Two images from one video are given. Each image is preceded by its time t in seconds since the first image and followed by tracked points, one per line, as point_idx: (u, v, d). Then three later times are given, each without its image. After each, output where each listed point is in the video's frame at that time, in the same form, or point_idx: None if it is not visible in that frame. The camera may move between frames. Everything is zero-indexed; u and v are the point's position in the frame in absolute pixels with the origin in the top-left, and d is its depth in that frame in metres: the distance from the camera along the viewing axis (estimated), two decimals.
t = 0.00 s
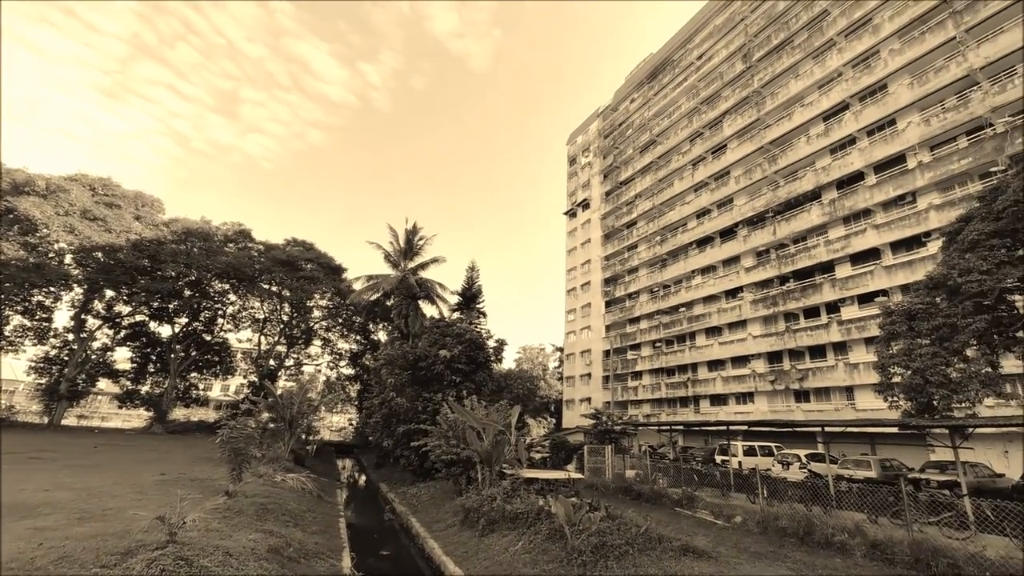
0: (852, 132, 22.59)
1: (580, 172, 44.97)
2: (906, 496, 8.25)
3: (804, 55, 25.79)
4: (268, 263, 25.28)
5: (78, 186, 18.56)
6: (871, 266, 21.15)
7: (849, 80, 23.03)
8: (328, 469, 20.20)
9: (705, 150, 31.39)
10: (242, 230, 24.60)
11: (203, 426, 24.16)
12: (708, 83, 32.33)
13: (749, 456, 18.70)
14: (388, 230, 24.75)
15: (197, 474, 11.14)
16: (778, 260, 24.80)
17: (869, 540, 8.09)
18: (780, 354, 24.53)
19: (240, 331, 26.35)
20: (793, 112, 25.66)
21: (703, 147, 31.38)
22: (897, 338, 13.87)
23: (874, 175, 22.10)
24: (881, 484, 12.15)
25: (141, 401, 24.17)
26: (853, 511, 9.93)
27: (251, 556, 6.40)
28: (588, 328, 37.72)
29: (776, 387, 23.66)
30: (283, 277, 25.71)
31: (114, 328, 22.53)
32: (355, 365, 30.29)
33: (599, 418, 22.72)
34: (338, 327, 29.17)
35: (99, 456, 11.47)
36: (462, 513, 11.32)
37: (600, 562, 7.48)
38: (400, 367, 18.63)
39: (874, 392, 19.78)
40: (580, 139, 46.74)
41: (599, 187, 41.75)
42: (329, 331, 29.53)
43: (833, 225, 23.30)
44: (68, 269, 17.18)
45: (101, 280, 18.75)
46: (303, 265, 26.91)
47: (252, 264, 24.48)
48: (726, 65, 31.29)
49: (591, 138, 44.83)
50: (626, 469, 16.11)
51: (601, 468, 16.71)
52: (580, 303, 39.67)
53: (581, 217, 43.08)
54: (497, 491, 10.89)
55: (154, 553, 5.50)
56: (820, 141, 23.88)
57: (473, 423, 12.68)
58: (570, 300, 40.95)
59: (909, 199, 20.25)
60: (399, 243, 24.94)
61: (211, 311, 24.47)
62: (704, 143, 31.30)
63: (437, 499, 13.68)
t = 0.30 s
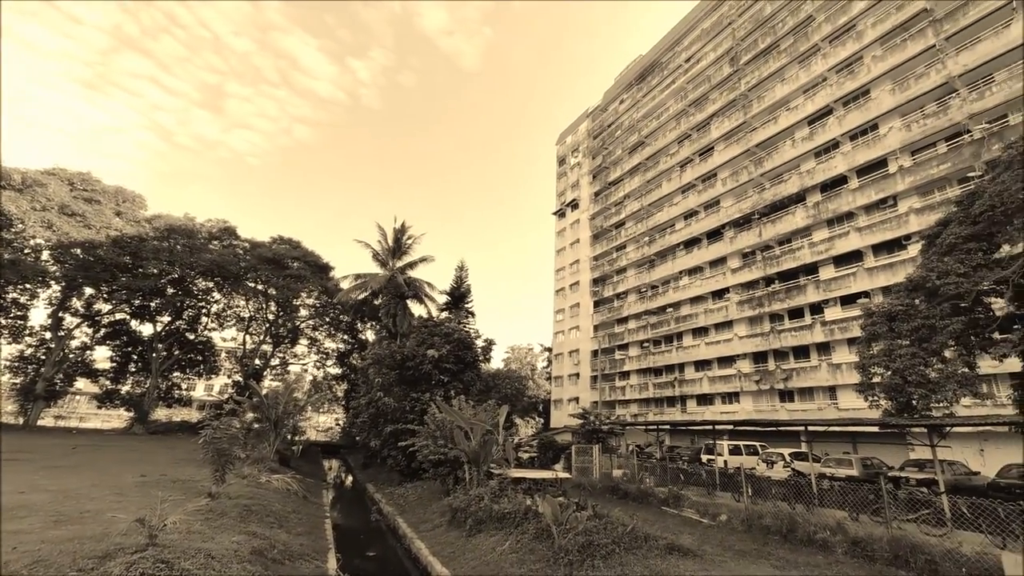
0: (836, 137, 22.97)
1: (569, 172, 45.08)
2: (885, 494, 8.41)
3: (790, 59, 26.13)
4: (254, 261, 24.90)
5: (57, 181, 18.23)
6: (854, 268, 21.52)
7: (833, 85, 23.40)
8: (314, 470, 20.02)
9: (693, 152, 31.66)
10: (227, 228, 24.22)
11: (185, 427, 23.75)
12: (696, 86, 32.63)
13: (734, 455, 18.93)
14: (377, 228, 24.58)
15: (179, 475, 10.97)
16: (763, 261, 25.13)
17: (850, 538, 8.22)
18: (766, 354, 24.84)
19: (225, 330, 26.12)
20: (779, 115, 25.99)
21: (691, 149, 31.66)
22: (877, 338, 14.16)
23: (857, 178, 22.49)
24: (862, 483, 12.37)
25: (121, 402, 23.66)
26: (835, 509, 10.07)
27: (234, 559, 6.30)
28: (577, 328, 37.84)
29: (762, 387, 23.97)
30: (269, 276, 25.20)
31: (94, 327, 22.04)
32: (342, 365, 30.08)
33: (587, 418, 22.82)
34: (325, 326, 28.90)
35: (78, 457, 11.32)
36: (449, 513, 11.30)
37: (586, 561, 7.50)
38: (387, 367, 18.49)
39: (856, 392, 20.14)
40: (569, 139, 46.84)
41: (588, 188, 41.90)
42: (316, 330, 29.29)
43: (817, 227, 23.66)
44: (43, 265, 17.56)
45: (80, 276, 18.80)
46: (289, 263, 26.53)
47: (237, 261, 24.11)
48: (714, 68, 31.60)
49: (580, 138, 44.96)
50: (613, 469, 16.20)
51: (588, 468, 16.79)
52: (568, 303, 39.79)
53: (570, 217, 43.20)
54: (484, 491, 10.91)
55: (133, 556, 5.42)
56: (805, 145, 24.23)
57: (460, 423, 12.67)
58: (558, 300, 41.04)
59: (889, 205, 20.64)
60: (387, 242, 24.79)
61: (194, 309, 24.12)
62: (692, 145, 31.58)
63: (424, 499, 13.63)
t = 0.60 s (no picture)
0: (816, 142, 23.45)
1: (556, 173, 45.24)
2: (861, 492, 8.58)
3: (772, 65, 26.59)
4: (236, 260, 24.48)
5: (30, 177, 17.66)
6: (833, 271, 21.96)
7: (814, 92, 23.90)
8: (296, 472, 19.76)
9: (678, 155, 32.02)
10: (208, 226, 23.75)
11: (162, 429, 23.26)
12: (681, 90, 33.02)
13: (716, 455, 19.17)
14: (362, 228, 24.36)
15: (156, 479, 10.75)
16: (746, 263, 25.52)
17: (827, 534, 8.39)
18: (748, 355, 25.20)
19: (205, 330, 25.65)
20: (762, 120, 26.43)
21: (676, 152, 32.01)
22: (855, 339, 14.46)
23: (837, 183, 22.98)
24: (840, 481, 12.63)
25: (95, 403, 23.11)
26: (813, 507, 10.26)
27: (212, 563, 6.20)
28: (562, 329, 37.97)
29: (744, 387, 24.31)
30: (251, 275, 24.76)
31: (66, 327, 21.40)
32: (325, 366, 29.76)
33: (572, 418, 22.90)
34: (309, 326, 28.55)
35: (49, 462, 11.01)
36: (434, 514, 11.25)
37: (569, 560, 7.53)
38: (371, 367, 18.30)
39: (835, 392, 20.55)
40: (556, 141, 47.04)
41: (575, 189, 42.09)
42: (299, 331, 28.95)
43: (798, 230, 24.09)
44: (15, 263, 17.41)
45: (52, 276, 18.45)
46: (272, 263, 26.17)
47: (218, 260, 23.70)
48: (699, 73, 32.02)
49: (567, 140, 45.17)
50: (598, 469, 16.30)
51: (573, 468, 16.86)
52: (554, 304, 39.88)
53: (556, 219, 43.34)
54: (469, 491, 10.90)
55: (106, 562, 5.31)
56: (786, 149, 24.69)
57: (445, 423, 12.64)
58: (544, 301, 41.13)
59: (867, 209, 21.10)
60: (373, 242, 24.59)
61: (173, 309, 23.65)
62: (677, 148, 31.95)
63: (408, 500, 13.56)
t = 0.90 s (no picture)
0: (798, 145, 23.85)
1: (543, 173, 45.31)
2: (839, 489, 8.74)
3: (756, 70, 26.98)
4: (217, 258, 24.03)
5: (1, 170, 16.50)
6: (814, 272, 22.37)
7: (796, 96, 24.31)
8: (279, 473, 19.52)
9: (664, 157, 32.31)
10: (188, 223, 23.25)
11: (140, 430, 22.69)
12: (667, 92, 33.31)
13: (700, 453, 19.39)
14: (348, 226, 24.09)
15: (132, 481, 10.51)
16: (729, 264, 25.87)
17: (806, 530, 8.54)
18: (731, 355, 25.52)
19: (185, 329, 25.15)
20: (746, 123, 26.78)
21: (662, 154, 32.29)
22: (834, 340, 14.73)
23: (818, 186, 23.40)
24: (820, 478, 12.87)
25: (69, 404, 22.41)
26: (792, 504, 10.41)
27: (191, 567, 6.09)
28: (549, 329, 38.06)
29: (727, 387, 24.63)
30: (233, 273, 24.33)
31: (39, 325, 20.84)
32: (310, 365, 29.44)
33: (558, 418, 22.95)
34: (292, 325, 28.23)
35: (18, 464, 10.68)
36: (418, 515, 11.18)
37: (554, 559, 7.56)
38: (356, 367, 18.13)
39: (815, 391, 20.94)
40: (544, 141, 47.12)
41: (562, 189, 42.21)
42: (283, 330, 28.60)
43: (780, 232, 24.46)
44: None
45: (24, 272, 17.89)
46: (254, 261, 25.79)
47: (199, 258, 23.24)
48: (685, 75, 32.33)
49: (554, 140, 45.26)
50: (583, 468, 16.37)
51: (558, 467, 16.91)
52: (540, 304, 39.96)
53: (543, 218, 43.41)
54: (454, 492, 10.87)
55: (80, 568, 5.21)
56: (769, 153, 25.07)
57: (431, 423, 12.58)
58: (530, 300, 41.20)
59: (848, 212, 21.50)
60: (358, 240, 24.35)
61: (152, 307, 23.14)
62: (663, 149, 32.22)
63: (393, 501, 13.47)
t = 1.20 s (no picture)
0: (780, 148, 24.26)
1: (529, 172, 45.33)
2: (816, 485, 8.91)
3: (739, 73, 27.35)
4: (197, 255, 23.53)
5: None
6: (794, 273, 22.78)
7: (778, 100, 24.72)
8: (260, 473, 19.23)
9: (649, 157, 32.57)
10: (166, 218, 22.69)
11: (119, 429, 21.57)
12: (653, 94, 33.59)
13: (683, 451, 19.63)
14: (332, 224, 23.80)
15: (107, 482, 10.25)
16: (713, 265, 26.21)
17: (784, 526, 8.70)
18: (714, 354, 25.85)
19: (163, 327, 24.41)
20: (729, 126, 27.13)
21: (647, 155, 32.54)
22: (814, 339, 15.02)
23: (798, 189, 23.84)
24: (798, 474, 13.12)
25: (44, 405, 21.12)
26: (772, 500, 10.59)
27: (167, 570, 5.99)
28: (534, 327, 38.14)
29: (709, 386, 24.96)
30: (213, 270, 23.85)
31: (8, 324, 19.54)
32: (292, 365, 29.08)
33: (543, 416, 23.01)
34: (275, 324, 27.84)
35: None
36: (403, 514, 11.12)
37: (538, 557, 7.59)
38: (340, 366, 18.01)
39: (795, 389, 21.34)
40: (530, 140, 47.14)
41: (548, 188, 42.28)
42: (265, 328, 28.21)
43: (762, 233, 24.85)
44: None
45: None
46: (236, 258, 25.37)
47: (178, 255, 22.67)
48: (670, 77, 32.63)
49: (541, 140, 45.33)
50: (568, 466, 16.47)
51: (543, 466, 16.97)
52: (526, 303, 40.03)
53: (529, 217, 43.42)
54: (438, 491, 10.84)
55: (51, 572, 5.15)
56: (752, 155, 25.46)
57: (415, 422, 12.49)
58: (516, 299, 41.22)
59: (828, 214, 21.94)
60: (342, 238, 24.08)
61: (129, 304, 22.39)
62: (649, 150, 32.49)
63: (376, 500, 13.38)
